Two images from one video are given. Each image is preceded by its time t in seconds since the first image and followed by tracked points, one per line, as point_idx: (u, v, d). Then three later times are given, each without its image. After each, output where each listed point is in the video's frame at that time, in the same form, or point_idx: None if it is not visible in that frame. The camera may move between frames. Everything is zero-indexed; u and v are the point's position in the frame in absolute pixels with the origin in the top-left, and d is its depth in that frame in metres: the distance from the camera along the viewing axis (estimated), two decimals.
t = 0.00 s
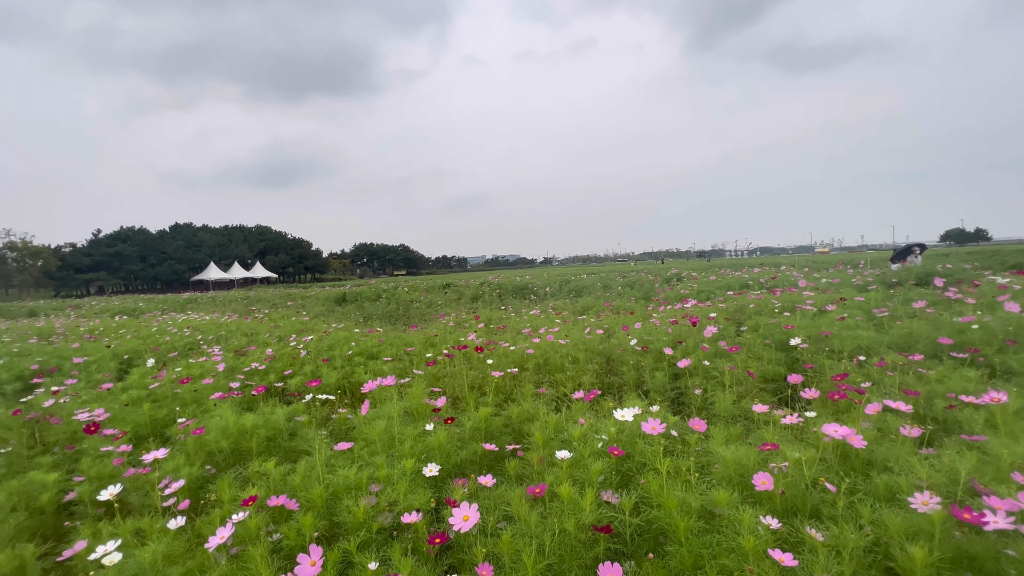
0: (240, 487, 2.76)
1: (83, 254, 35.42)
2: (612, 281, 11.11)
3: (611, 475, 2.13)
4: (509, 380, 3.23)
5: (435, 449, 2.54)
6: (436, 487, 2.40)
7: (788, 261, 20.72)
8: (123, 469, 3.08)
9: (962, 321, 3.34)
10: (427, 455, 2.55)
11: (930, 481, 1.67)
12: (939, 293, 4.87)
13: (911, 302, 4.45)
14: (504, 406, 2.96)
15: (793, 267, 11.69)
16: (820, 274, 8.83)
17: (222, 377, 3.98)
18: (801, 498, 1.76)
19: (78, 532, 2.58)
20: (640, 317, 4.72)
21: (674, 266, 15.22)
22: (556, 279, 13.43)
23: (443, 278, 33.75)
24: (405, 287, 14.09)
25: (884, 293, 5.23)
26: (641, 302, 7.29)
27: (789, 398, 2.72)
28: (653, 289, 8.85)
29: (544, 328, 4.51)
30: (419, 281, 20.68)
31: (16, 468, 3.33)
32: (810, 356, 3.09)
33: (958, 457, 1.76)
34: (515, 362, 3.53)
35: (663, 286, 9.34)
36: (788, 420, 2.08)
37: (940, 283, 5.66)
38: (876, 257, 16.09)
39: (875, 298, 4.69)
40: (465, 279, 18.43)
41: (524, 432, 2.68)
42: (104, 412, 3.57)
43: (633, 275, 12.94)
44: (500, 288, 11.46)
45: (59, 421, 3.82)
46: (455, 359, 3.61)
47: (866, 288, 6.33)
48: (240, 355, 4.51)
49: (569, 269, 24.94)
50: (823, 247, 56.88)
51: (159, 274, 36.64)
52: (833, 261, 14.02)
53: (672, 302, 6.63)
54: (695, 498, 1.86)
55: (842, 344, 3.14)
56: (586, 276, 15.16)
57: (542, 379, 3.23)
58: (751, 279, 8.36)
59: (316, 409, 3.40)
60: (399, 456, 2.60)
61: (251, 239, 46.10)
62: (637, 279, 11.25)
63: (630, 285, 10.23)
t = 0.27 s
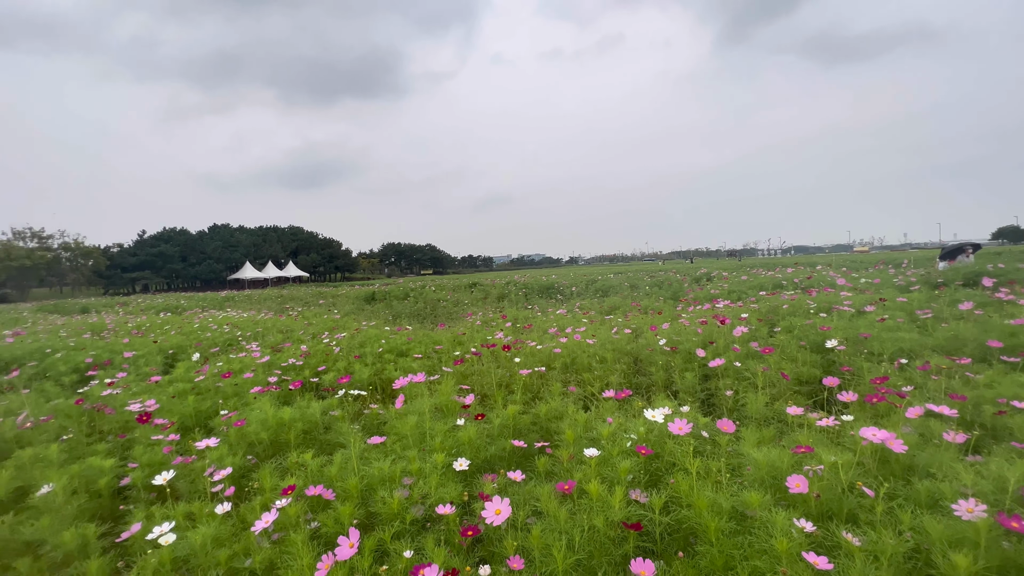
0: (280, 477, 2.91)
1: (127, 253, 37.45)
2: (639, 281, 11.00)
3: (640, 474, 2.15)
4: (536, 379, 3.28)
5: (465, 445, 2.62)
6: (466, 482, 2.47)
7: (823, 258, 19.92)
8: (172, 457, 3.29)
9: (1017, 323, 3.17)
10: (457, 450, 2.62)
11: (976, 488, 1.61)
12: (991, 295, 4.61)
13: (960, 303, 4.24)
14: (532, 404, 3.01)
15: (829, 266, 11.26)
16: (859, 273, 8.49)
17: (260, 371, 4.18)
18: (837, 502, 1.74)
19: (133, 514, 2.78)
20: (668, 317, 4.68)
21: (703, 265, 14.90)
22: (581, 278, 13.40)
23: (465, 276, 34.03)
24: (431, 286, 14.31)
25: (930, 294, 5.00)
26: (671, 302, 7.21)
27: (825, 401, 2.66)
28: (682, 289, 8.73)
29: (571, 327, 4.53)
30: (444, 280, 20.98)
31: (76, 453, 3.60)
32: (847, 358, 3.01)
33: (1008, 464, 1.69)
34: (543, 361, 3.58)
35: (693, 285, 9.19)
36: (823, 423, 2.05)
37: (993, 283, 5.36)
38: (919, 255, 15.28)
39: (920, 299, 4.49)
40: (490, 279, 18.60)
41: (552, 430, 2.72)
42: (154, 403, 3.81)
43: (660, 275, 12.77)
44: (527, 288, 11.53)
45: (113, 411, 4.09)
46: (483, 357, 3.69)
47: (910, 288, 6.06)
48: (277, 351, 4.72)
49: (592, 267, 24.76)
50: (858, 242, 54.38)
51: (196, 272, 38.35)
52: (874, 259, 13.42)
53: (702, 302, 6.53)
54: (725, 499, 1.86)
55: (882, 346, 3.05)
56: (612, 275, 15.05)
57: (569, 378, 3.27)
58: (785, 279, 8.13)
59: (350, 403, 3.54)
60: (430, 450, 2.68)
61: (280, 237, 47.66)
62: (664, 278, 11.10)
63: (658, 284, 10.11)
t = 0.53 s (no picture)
0: (314, 466, 3.04)
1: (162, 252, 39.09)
2: (663, 280, 10.90)
3: (665, 471, 2.18)
4: (561, 377, 3.33)
5: (491, 439, 2.69)
6: (493, 476, 2.55)
7: (866, 259, 19.07)
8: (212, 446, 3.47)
9: None
10: (484, 445, 2.70)
11: (1017, 493, 1.58)
12: None
13: (1005, 304, 4.07)
14: (557, 401, 3.06)
15: (863, 266, 10.89)
16: (894, 273, 8.23)
17: (292, 366, 4.36)
18: (869, 503, 1.73)
19: (179, 498, 2.95)
20: (693, 317, 4.66)
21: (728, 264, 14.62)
22: (604, 278, 13.36)
23: (485, 275, 34.16)
24: (457, 286, 14.49)
25: (972, 294, 4.81)
26: (697, 302, 7.14)
27: (857, 403, 2.62)
28: (708, 289, 8.62)
29: (595, 326, 4.56)
30: (466, 279, 21.20)
31: (124, 441, 3.84)
32: (881, 359, 2.94)
33: None
34: (567, 359, 3.63)
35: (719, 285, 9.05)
36: (854, 424, 2.03)
37: None
38: (960, 254, 14.55)
39: (961, 299, 4.32)
40: (511, 278, 18.70)
41: (576, 427, 2.77)
42: (194, 396, 4.02)
43: (683, 275, 12.62)
44: (549, 287, 11.57)
45: (156, 402, 4.34)
46: (508, 355, 3.76)
47: (951, 288, 5.83)
48: (308, 347, 4.91)
49: (613, 267, 24.58)
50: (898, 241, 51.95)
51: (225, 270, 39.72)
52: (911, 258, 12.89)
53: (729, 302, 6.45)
54: (753, 497, 1.87)
55: (918, 348, 2.97)
56: (634, 275, 14.94)
57: (594, 376, 3.31)
58: (815, 278, 7.93)
59: (379, 398, 3.67)
60: (458, 444, 2.77)
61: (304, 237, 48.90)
62: (689, 278, 10.97)
63: (683, 284, 10.00)
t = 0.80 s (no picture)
0: (347, 457, 3.18)
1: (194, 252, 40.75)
2: (688, 280, 10.80)
3: (691, 467, 2.22)
4: (586, 375, 3.40)
5: (518, 434, 2.78)
6: (520, 469, 2.63)
7: (902, 258, 18.34)
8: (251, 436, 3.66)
9: None
10: (511, 439, 2.78)
11: None
12: None
13: None
14: (582, 398, 3.13)
15: (899, 266, 10.50)
16: (933, 273, 7.93)
17: (324, 362, 4.55)
18: (900, 504, 1.73)
19: (223, 483, 3.14)
20: (720, 317, 4.64)
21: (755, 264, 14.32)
22: (627, 277, 13.29)
23: (505, 274, 34.35)
24: (480, 285, 14.64)
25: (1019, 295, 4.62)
26: (724, 302, 7.06)
27: (890, 405, 2.59)
28: (735, 289, 8.51)
29: (619, 325, 4.59)
30: (488, 278, 21.40)
31: (169, 430, 4.09)
32: (917, 361, 2.89)
33: None
34: (592, 358, 3.69)
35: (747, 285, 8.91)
36: (886, 425, 2.03)
37: None
38: (1011, 253, 13.77)
39: (1007, 300, 4.16)
40: (534, 277, 18.79)
41: (602, 424, 2.83)
42: (232, 388, 4.24)
43: (708, 274, 12.45)
44: (572, 287, 11.60)
45: (197, 394, 4.59)
46: (533, 353, 3.84)
47: (995, 289, 5.60)
48: (338, 343, 5.09)
49: (635, 266, 24.34)
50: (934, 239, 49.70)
51: (252, 270, 41.06)
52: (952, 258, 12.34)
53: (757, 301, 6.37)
54: (780, 495, 1.89)
55: (957, 349, 2.91)
56: (658, 275, 14.81)
57: (618, 375, 3.36)
58: (849, 278, 7.72)
59: (408, 393, 3.80)
60: (486, 438, 2.86)
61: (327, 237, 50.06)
62: (714, 278, 10.83)
63: (709, 284, 9.88)
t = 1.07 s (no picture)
0: (384, 449, 3.32)
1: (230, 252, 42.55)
2: (721, 280, 10.60)
3: (724, 467, 2.23)
4: (616, 375, 3.44)
5: (550, 430, 2.84)
6: (552, 464, 2.69)
7: (951, 257, 17.36)
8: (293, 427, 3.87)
9: None
10: (543, 435, 2.85)
11: None
12: None
13: None
14: (613, 397, 3.17)
15: (949, 265, 9.96)
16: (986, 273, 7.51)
17: (359, 358, 4.74)
18: (945, 510, 1.70)
19: (268, 470, 3.34)
20: (753, 317, 4.57)
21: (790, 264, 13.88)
22: (657, 277, 13.14)
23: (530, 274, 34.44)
24: (508, 284, 14.75)
25: None
26: (759, 302, 6.92)
27: (936, 410, 2.52)
28: (770, 289, 8.31)
29: (650, 325, 4.60)
30: (515, 278, 21.56)
31: (217, 420, 4.36)
32: (966, 364, 2.79)
33: None
34: (622, 358, 3.72)
35: (781, 285, 8.69)
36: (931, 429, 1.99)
37: None
38: None
39: None
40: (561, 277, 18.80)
41: (632, 423, 2.86)
42: (274, 381, 4.48)
43: (740, 275, 12.17)
44: (601, 287, 11.56)
45: (241, 387, 4.86)
46: (563, 353, 3.91)
47: None
48: (372, 340, 5.29)
49: (663, 266, 23.96)
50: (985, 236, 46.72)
51: (284, 270, 42.52)
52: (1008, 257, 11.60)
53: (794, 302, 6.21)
54: (817, 497, 1.89)
55: (1011, 353, 2.79)
56: (689, 275, 14.56)
57: (649, 375, 3.38)
58: (893, 279, 7.41)
59: (440, 389, 3.93)
60: (518, 434, 2.94)
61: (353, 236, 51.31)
62: (748, 278, 10.59)
63: (742, 284, 9.67)
